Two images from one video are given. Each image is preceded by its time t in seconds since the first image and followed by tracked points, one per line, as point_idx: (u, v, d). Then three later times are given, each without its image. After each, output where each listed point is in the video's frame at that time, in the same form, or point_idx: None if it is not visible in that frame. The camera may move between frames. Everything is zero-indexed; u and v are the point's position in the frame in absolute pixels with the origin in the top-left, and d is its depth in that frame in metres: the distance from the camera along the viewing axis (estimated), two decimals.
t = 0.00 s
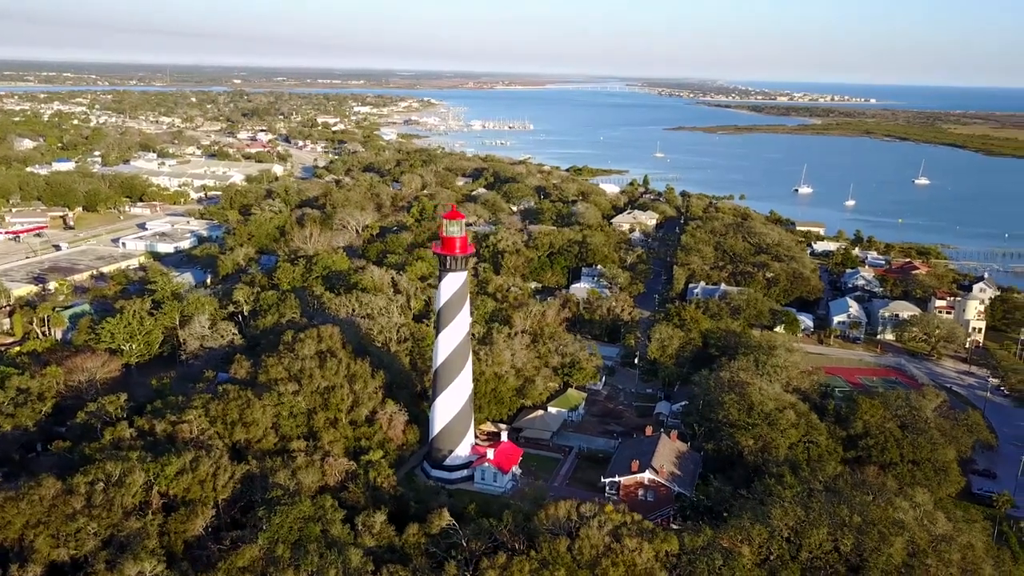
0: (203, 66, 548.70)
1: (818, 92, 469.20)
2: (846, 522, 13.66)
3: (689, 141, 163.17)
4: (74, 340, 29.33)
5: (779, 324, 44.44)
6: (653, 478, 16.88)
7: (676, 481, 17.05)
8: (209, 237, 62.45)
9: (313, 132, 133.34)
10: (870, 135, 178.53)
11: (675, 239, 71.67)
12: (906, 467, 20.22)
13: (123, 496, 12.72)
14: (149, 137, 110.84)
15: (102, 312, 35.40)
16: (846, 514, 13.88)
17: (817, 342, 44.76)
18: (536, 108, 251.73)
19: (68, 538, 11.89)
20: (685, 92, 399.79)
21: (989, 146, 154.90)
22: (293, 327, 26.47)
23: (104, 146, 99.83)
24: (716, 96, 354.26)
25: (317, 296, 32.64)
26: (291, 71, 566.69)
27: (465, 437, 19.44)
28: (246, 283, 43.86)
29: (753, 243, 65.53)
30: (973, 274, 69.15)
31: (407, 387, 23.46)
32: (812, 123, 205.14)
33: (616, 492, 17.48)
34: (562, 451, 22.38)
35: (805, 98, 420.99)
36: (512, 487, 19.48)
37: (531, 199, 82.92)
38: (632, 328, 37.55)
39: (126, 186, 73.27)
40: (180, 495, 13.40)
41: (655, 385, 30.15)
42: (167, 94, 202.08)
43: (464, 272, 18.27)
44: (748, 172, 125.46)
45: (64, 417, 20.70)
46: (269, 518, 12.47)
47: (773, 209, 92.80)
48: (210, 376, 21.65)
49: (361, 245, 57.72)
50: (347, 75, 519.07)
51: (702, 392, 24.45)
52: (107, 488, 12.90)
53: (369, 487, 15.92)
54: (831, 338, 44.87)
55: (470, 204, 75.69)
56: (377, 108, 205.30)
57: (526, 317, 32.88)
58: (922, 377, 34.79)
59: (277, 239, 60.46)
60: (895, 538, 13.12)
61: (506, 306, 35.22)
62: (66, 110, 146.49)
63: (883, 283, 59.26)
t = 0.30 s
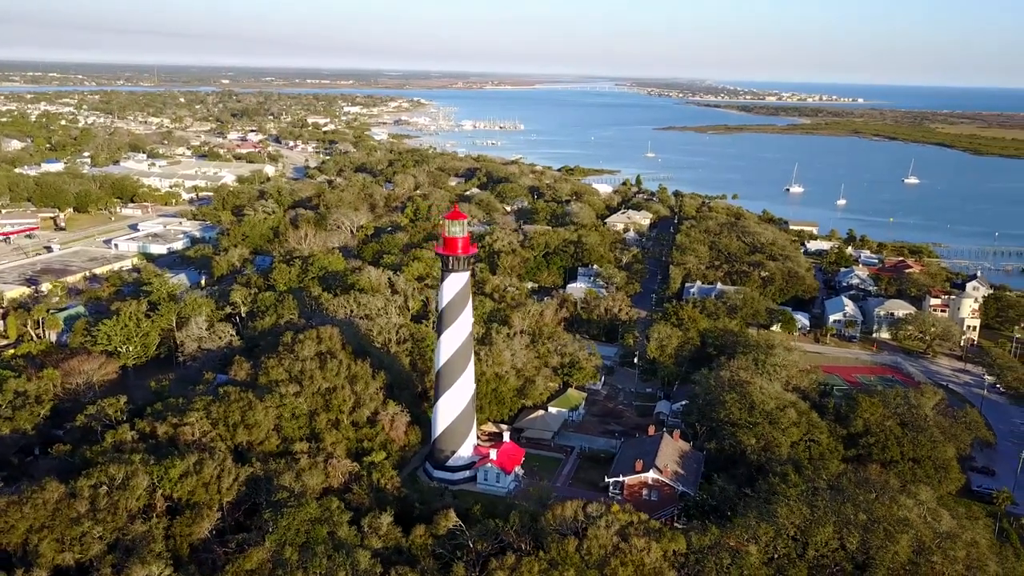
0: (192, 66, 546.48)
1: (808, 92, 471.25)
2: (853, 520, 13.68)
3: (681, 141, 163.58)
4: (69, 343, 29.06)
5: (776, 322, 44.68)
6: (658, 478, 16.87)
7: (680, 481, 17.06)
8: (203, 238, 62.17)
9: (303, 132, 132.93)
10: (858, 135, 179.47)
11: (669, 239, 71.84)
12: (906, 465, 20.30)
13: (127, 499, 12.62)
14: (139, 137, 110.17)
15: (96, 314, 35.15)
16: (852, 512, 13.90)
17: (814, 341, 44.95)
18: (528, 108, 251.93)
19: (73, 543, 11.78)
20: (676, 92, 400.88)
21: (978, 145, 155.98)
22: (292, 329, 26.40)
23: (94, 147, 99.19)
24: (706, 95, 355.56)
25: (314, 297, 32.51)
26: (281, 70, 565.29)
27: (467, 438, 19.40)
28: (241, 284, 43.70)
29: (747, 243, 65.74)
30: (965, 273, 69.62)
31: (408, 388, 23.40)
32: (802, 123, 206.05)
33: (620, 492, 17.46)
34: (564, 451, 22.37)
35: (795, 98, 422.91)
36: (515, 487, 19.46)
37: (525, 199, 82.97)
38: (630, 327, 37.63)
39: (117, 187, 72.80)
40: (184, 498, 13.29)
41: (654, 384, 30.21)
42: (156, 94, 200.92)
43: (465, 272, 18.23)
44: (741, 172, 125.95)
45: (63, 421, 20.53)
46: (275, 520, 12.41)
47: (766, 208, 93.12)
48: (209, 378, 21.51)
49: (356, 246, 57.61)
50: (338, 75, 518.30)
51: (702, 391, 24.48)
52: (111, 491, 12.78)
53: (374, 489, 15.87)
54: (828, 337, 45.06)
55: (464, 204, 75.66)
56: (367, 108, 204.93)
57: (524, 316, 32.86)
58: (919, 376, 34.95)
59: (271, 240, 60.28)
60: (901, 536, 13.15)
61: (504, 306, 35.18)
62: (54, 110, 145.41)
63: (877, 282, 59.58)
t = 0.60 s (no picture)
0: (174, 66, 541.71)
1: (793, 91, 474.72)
2: (854, 517, 13.76)
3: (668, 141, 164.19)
4: (59, 346, 28.63)
5: (767, 321, 44.95)
6: (658, 476, 16.90)
7: (680, 480, 17.11)
8: (190, 239, 61.62)
9: (288, 132, 132.10)
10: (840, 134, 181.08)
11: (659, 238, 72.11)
12: (902, 461, 20.47)
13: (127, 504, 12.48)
14: (121, 138, 109.01)
15: (85, 316, 34.74)
16: (853, 509, 13.98)
17: (804, 339, 45.29)
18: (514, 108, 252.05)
19: (73, 549, 11.65)
20: (661, 92, 402.59)
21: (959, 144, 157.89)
22: (286, 331, 26.25)
23: (77, 147, 98.04)
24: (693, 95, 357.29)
25: (306, 298, 32.30)
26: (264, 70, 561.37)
27: (465, 439, 19.36)
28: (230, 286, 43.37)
29: (736, 242, 66.09)
30: (951, 270, 70.46)
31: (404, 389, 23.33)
32: (786, 122, 207.56)
33: (620, 491, 17.47)
34: (562, 451, 22.38)
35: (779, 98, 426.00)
36: (515, 487, 19.41)
37: (514, 198, 83.01)
38: (623, 327, 37.73)
39: (101, 188, 72.02)
40: (185, 502, 13.15)
41: (649, 383, 30.33)
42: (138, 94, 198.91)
43: (464, 273, 18.20)
44: (728, 171, 126.67)
45: (55, 425, 20.26)
46: (278, 523, 12.31)
47: (754, 208, 93.70)
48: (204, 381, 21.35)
49: (346, 246, 57.34)
50: (322, 74, 515.43)
51: (698, 390, 24.58)
52: (110, 496, 12.63)
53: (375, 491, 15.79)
54: (818, 335, 45.42)
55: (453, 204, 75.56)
56: (352, 108, 204.05)
57: (519, 316, 32.82)
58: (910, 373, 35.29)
59: (260, 241, 59.91)
60: (902, 532, 13.24)
61: (498, 306, 35.14)
62: (34, 110, 143.55)
63: (866, 280, 60.12)
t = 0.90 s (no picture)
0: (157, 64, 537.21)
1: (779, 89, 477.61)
2: (857, 512, 13.83)
3: (656, 138, 164.56)
4: (50, 347, 28.28)
5: (761, 317, 45.22)
6: (660, 474, 16.95)
7: (682, 477, 17.18)
8: (179, 239, 61.13)
9: (275, 130, 131.12)
10: (824, 131, 182.42)
11: (650, 236, 72.35)
12: (899, 457, 20.63)
13: (130, 506, 12.38)
14: (105, 137, 107.86)
15: (77, 317, 34.39)
16: (856, 505, 14.05)
17: (798, 335, 45.56)
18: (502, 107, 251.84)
19: (77, 553, 11.55)
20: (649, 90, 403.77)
21: (943, 141, 159.53)
22: (283, 331, 26.10)
23: (61, 147, 96.89)
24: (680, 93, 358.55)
25: (300, 297, 32.08)
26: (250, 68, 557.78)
27: (466, 439, 19.31)
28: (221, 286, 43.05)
29: (727, 239, 66.34)
30: (939, 266, 71.17)
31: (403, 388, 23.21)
32: (772, 119, 208.92)
33: (622, 488, 17.48)
34: (561, 449, 22.38)
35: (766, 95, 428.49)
36: (516, 486, 19.39)
37: (504, 197, 82.97)
38: (618, 324, 37.82)
39: (87, 187, 71.25)
40: (188, 504, 13.04)
41: (645, 380, 30.40)
42: (121, 93, 196.77)
43: (464, 272, 18.15)
44: (718, 168, 127.25)
45: (51, 427, 20.03)
46: (284, 524, 12.24)
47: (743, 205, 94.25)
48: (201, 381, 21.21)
49: (337, 245, 57.12)
50: (308, 72, 512.93)
51: (695, 387, 24.67)
52: (111, 499, 12.49)
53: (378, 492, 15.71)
54: (811, 331, 45.69)
55: (444, 203, 75.42)
56: (339, 107, 202.87)
57: (514, 315, 32.78)
58: (903, 369, 35.63)
59: (251, 240, 59.54)
60: (906, 527, 13.31)
61: (493, 304, 35.10)
62: (15, 109, 141.67)
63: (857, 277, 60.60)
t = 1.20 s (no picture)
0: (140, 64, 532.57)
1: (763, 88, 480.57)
2: (861, 509, 13.90)
3: (644, 138, 165.07)
4: (41, 350, 27.86)
5: (753, 315, 45.46)
6: (662, 473, 16.97)
7: (684, 476, 17.23)
8: (167, 240, 60.57)
9: (260, 130, 130.23)
10: (808, 130, 183.83)
11: (641, 235, 72.54)
12: (897, 454, 20.75)
13: (132, 511, 12.25)
14: (87, 138, 106.72)
15: (67, 319, 33.96)
16: (859, 502, 14.13)
17: (790, 333, 45.79)
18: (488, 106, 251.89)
19: (80, 559, 11.41)
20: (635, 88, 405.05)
21: (924, 139, 161.34)
22: (281, 332, 25.92)
23: (43, 147, 95.74)
24: (668, 92, 360.01)
25: (294, 298, 31.84)
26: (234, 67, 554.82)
27: (466, 439, 19.25)
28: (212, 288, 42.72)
29: (718, 237, 66.60)
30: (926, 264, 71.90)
31: (401, 388, 23.08)
32: (756, 118, 210.41)
33: (624, 487, 17.48)
34: (560, 449, 22.35)
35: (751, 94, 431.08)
36: (517, 487, 19.36)
37: (493, 196, 82.90)
38: (612, 323, 37.87)
39: (72, 188, 70.42)
40: (191, 509, 12.92)
41: (642, 379, 30.43)
42: (102, 92, 194.73)
43: (464, 272, 18.09)
44: (706, 167, 127.83)
45: (45, 432, 19.74)
46: (289, 528, 12.16)
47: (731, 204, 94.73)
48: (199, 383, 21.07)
49: (328, 246, 56.80)
50: (294, 72, 510.34)
51: (693, 386, 24.74)
52: (113, 504, 12.36)
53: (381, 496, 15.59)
54: (803, 329, 45.96)
55: (433, 202, 75.27)
56: (324, 107, 201.85)
57: (509, 314, 32.70)
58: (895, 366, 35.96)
59: (240, 241, 59.07)
60: (910, 524, 13.36)
61: (488, 304, 35.03)
62: None
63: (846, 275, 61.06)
